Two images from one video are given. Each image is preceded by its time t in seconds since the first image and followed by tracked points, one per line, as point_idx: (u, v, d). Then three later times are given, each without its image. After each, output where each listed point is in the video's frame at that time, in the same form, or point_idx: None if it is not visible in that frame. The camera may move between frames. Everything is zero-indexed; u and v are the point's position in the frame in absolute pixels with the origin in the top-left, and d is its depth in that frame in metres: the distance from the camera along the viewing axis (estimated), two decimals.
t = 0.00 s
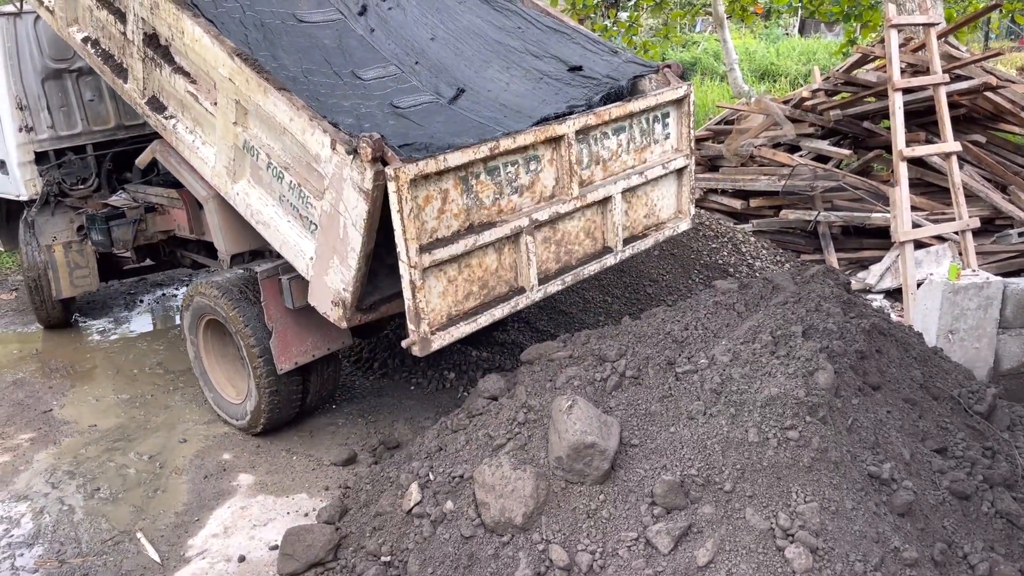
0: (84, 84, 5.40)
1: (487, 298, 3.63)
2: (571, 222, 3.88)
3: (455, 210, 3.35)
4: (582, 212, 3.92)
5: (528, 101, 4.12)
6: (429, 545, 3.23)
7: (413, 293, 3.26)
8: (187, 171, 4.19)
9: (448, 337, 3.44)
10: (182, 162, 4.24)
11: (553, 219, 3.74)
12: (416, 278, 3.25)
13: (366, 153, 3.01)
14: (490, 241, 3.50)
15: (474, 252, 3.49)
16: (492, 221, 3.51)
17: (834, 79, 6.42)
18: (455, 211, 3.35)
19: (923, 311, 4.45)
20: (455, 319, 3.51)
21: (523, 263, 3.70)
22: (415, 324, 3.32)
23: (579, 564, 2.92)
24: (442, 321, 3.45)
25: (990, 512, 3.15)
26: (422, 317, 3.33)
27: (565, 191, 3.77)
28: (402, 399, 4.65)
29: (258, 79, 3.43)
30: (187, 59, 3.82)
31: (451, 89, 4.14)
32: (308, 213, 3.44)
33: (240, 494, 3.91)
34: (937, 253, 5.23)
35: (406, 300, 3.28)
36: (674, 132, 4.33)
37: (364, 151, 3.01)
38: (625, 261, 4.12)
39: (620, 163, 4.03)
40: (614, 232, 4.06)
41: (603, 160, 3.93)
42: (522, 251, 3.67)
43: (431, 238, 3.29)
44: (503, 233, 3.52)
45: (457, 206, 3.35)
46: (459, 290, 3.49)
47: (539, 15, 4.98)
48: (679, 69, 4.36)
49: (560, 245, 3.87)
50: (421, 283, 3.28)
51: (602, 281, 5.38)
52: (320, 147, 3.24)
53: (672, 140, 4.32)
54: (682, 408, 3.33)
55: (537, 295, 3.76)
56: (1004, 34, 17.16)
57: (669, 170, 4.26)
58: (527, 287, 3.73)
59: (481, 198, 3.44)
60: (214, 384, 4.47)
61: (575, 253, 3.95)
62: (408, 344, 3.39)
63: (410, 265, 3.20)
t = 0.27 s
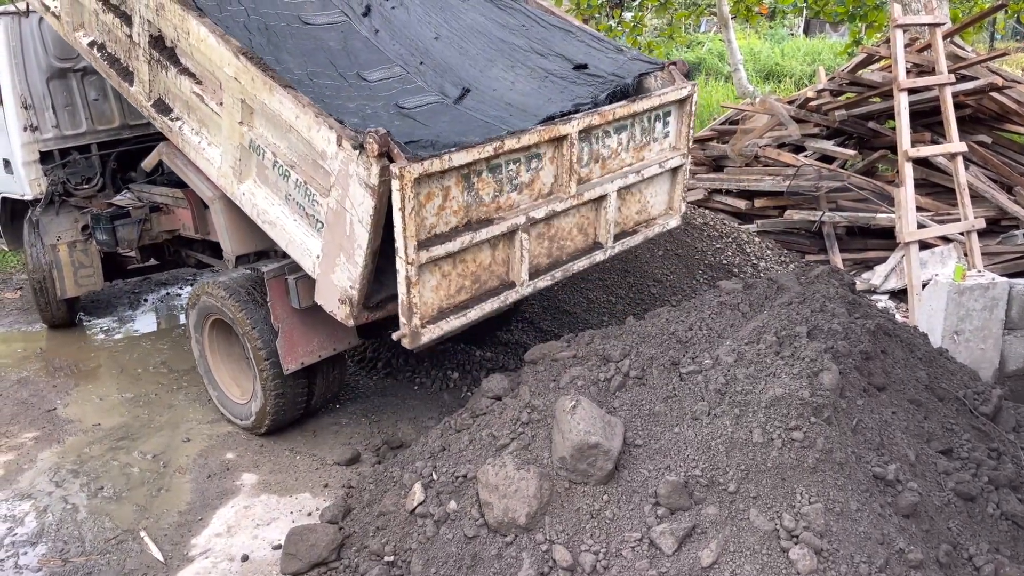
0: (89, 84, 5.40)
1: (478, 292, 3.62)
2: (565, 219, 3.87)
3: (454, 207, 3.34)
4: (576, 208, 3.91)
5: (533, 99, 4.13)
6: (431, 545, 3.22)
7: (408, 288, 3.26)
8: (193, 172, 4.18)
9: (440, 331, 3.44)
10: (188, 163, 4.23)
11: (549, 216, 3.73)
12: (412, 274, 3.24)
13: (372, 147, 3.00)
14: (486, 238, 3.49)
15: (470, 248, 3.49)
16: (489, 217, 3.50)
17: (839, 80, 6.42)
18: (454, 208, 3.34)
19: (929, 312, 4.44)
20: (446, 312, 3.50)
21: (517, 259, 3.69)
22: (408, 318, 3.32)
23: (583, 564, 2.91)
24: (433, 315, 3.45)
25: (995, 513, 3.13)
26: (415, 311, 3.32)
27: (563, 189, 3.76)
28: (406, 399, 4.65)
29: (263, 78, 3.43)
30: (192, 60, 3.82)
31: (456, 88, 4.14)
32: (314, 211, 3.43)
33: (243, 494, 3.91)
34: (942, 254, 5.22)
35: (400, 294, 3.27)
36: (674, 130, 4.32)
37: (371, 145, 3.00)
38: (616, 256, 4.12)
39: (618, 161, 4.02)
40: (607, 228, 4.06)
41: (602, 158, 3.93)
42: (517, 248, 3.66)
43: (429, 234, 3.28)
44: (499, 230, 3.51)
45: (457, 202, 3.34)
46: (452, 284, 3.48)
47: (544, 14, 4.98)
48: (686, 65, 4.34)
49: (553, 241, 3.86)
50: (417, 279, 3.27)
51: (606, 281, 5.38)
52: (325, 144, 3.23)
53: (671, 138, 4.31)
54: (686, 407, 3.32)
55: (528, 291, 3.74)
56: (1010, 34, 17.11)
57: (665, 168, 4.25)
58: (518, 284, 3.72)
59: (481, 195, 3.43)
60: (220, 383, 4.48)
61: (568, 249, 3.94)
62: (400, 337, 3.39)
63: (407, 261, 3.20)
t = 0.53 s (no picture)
0: (97, 83, 5.41)
1: (460, 279, 3.63)
2: (554, 211, 3.88)
3: (451, 202, 3.33)
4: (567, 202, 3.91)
5: (541, 97, 4.12)
6: (436, 545, 3.22)
7: (397, 278, 3.26)
8: (202, 174, 4.19)
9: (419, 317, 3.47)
10: (197, 166, 4.23)
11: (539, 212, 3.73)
12: (403, 265, 3.24)
13: (383, 143, 3.00)
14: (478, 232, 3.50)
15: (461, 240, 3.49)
16: (484, 211, 3.51)
17: (847, 80, 6.40)
18: (451, 202, 3.34)
19: (937, 314, 4.42)
20: (427, 298, 3.52)
21: (502, 250, 3.70)
22: (392, 305, 3.34)
23: (588, 565, 2.91)
24: (416, 301, 3.47)
25: (1003, 516, 3.12)
26: (400, 299, 3.34)
27: (557, 185, 3.76)
28: (412, 399, 4.65)
29: (272, 76, 3.43)
30: (201, 61, 3.83)
31: (464, 88, 4.14)
32: (324, 209, 3.44)
33: (249, 493, 3.91)
34: (950, 255, 5.17)
35: (388, 283, 3.28)
36: (672, 129, 4.31)
37: (381, 141, 3.00)
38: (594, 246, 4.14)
39: (613, 158, 4.02)
40: (591, 219, 4.07)
41: (599, 155, 3.92)
42: (504, 241, 3.67)
43: (423, 226, 3.28)
44: (491, 224, 3.51)
45: (455, 197, 3.34)
46: (438, 273, 3.50)
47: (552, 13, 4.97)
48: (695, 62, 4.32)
49: (539, 231, 3.87)
50: (407, 270, 3.28)
51: (613, 281, 5.38)
52: (335, 140, 3.23)
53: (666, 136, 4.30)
54: (693, 409, 3.31)
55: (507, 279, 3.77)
56: (1018, 35, 17.04)
57: (657, 165, 4.25)
58: (499, 272, 3.74)
59: (479, 190, 3.42)
60: (227, 382, 4.48)
61: (550, 238, 3.96)
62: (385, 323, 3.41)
63: (400, 254, 3.19)
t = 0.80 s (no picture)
0: (109, 83, 5.44)
1: (467, 275, 3.64)
2: (562, 208, 3.88)
3: (460, 199, 3.33)
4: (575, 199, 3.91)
5: (550, 98, 4.12)
6: (445, 545, 3.22)
7: (405, 275, 3.26)
8: (214, 176, 4.21)
9: (426, 314, 3.48)
10: (208, 168, 4.25)
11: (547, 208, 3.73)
12: (410, 261, 3.24)
13: (393, 139, 3.00)
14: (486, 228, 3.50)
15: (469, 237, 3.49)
16: (492, 208, 3.51)
17: (858, 82, 6.38)
18: (461, 199, 3.34)
19: (948, 318, 4.39)
20: (433, 294, 3.53)
21: (510, 247, 3.71)
22: (399, 301, 3.34)
23: (597, 568, 2.90)
24: (422, 297, 3.48)
25: (1014, 521, 3.10)
26: (406, 295, 3.35)
27: (566, 182, 3.76)
28: (420, 399, 4.65)
29: (283, 75, 3.44)
30: (213, 63, 3.84)
31: (474, 90, 4.14)
32: (335, 208, 3.44)
33: (258, 492, 3.92)
34: (962, 259, 5.17)
35: (395, 279, 3.28)
36: (681, 126, 4.30)
37: (391, 137, 3.01)
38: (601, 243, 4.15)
39: (622, 156, 4.01)
40: (599, 216, 4.07)
41: (608, 153, 3.91)
42: (512, 238, 3.67)
43: (432, 223, 3.28)
44: (499, 221, 3.52)
45: (464, 194, 3.34)
46: (445, 268, 3.51)
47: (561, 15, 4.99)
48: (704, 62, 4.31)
49: (546, 229, 3.87)
50: (414, 267, 3.28)
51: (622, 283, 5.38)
52: (345, 138, 3.24)
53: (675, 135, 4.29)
54: (703, 412, 3.30)
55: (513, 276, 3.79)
56: None
57: (664, 163, 4.24)
58: (506, 269, 3.75)
59: (488, 187, 3.42)
60: (237, 382, 4.50)
61: (557, 235, 3.96)
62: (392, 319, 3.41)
63: (407, 250, 3.19)
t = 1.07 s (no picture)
0: (121, 83, 5.47)
1: (497, 282, 3.63)
2: (586, 211, 3.88)
3: (477, 197, 3.35)
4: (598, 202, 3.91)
5: (558, 100, 4.13)
6: (454, 546, 3.23)
7: (430, 276, 3.27)
8: (225, 179, 4.22)
9: (459, 321, 3.46)
10: (218, 171, 4.27)
11: (570, 208, 3.73)
12: (434, 263, 3.25)
13: (399, 136, 3.01)
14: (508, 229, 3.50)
15: (492, 238, 3.50)
16: (513, 208, 3.52)
17: (868, 84, 6.36)
18: (478, 198, 3.35)
19: (959, 321, 4.38)
20: (464, 302, 3.52)
21: (537, 250, 3.70)
22: (428, 306, 3.34)
23: (605, 569, 2.91)
24: (453, 304, 3.47)
25: None
26: (436, 300, 3.35)
27: (586, 181, 3.77)
28: (429, 399, 4.66)
29: (292, 75, 3.45)
30: (223, 66, 3.86)
31: (482, 93, 4.15)
32: (344, 208, 3.45)
33: (268, 491, 3.94)
34: (972, 261, 5.15)
35: (422, 283, 3.29)
36: (696, 126, 4.31)
37: (398, 134, 3.01)
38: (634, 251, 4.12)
39: (641, 156, 4.02)
40: (627, 222, 4.06)
41: (626, 151, 3.92)
42: (538, 239, 3.67)
43: (452, 223, 3.30)
44: (522, 221, 3.52)
45: (481, 193, 3.36)
46: (472, 274, 3.50)
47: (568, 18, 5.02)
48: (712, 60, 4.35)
49: (574, 233, 3.87)
50: (438, 268, 3.29)
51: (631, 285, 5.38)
52: (354, 136, 3.25)
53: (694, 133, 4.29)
54: (711, 415, 3.30)
55: (547, 282, 3.76)
56: None
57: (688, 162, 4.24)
58: (538, 274, 3.73)
59: (505, 185, 3.44)
60: (247, 381, 4.51)
61: (588, 241, 3.95)
62: (421, 326, 3.40)
63: (429, 250, 3.21)
